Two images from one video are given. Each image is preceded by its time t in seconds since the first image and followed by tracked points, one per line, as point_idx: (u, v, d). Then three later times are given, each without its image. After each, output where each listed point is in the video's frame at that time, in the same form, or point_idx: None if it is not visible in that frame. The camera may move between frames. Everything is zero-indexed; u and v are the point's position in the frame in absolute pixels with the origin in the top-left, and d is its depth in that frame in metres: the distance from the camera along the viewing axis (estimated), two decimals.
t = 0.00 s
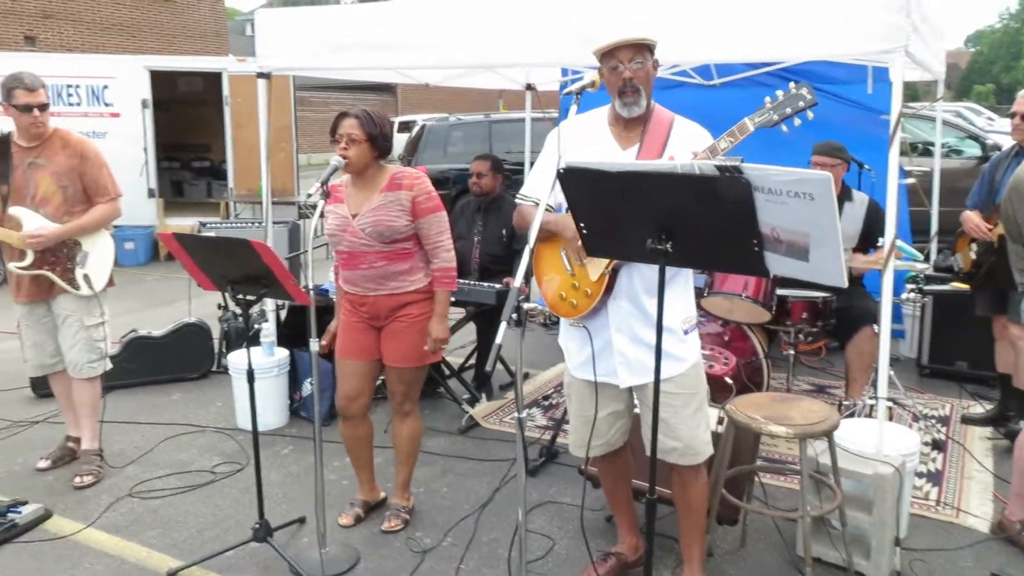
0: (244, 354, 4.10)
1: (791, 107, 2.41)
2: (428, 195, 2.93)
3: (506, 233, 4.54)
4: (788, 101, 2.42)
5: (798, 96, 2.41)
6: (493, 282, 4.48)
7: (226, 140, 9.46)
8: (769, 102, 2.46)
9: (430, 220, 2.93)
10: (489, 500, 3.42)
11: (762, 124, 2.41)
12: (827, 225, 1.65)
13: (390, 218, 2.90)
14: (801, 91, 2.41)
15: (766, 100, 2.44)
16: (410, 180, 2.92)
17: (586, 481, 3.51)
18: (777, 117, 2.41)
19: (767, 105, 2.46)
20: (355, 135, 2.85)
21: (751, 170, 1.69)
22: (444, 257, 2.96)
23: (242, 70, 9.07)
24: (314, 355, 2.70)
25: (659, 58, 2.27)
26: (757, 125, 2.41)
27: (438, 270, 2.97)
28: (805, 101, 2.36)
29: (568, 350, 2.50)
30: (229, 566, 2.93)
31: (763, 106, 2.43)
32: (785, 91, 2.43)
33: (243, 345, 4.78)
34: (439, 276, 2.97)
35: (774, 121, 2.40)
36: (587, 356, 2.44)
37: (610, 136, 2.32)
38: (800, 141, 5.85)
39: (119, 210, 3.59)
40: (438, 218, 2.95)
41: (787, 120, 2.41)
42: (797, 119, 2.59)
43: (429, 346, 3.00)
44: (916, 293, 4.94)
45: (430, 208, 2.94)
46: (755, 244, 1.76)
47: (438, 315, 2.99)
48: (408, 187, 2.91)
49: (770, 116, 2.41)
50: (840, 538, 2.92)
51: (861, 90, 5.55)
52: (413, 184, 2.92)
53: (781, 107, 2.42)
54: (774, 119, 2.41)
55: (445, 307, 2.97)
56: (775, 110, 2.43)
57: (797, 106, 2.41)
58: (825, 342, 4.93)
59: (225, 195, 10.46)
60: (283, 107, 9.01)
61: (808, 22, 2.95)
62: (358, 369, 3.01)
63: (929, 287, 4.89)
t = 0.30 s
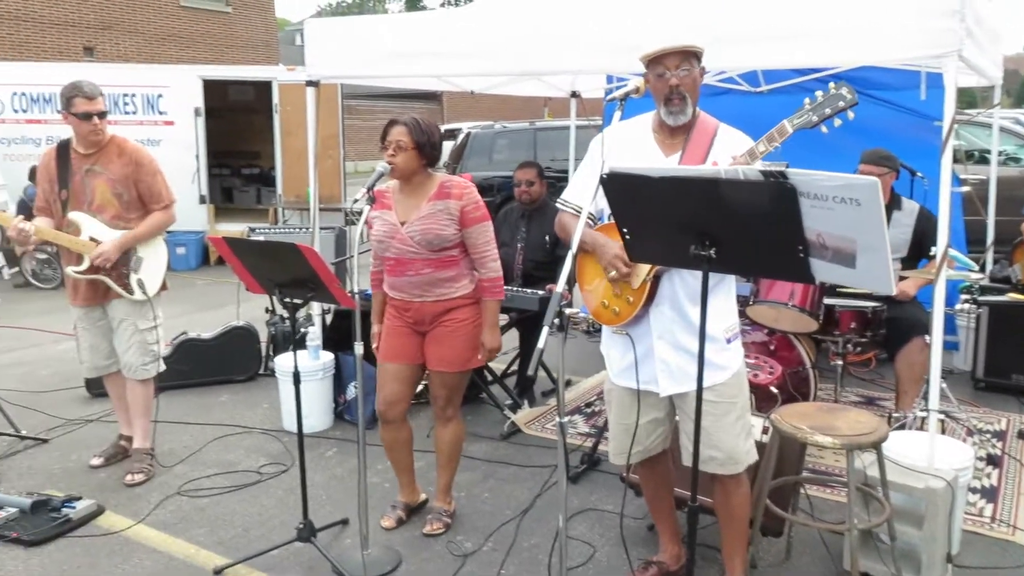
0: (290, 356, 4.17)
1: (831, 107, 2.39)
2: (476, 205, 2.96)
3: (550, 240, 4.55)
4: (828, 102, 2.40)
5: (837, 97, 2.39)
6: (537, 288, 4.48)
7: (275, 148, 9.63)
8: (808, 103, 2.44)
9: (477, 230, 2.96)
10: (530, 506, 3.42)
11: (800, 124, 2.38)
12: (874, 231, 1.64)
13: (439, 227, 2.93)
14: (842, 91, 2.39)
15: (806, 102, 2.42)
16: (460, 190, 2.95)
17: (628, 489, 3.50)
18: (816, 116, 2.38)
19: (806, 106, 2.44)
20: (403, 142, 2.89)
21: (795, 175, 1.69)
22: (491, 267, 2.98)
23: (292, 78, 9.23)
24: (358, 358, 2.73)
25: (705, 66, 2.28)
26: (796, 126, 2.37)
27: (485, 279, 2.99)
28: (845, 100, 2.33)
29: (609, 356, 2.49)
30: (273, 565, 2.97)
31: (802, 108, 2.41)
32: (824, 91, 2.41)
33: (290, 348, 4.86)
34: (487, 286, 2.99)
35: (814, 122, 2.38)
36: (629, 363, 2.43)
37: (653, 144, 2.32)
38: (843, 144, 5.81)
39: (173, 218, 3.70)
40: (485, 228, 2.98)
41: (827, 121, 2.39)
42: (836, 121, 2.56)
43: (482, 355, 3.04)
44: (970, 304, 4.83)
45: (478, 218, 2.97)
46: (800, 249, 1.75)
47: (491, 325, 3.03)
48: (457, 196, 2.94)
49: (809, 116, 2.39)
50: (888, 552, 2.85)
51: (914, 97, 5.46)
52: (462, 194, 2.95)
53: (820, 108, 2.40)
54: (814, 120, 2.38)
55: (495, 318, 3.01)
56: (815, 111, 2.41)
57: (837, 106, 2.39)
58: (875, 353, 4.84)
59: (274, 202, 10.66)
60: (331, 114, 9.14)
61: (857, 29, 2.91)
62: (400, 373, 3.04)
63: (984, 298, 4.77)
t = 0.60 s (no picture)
0: (339, 360, 4.22)
1: (883, 106, 2.36)
2: (523, 215, 2.98)
3: (596, 244, 4.55)
4: (880, 100, 2.37)
5: (891, 95, 2.36)
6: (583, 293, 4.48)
7: (324, 154, 9.78)
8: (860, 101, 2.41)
9: (520, 238, 2.97)
10: (576, 511, 3.41)
11: (851, 124, 2.35)
12: (930, 234, 1.60)
13: (484, 231, 2.95)
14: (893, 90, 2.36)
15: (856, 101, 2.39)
16: (509, 198, 2.96)
17: (675, 496, 3.47)
18: (868, 116, 2.35)
19: (857, 105, 2.41)
20: (452, 145, 2.90)
21: (848, 177, 1.67)
22: (531, 277, 2.98)
23: (340, 86, 9.36)
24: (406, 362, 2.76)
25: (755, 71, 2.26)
26: (846, 126, 2.35)
27: (524, 288, 2.99)
28: (898, 99, 2.30)
29: (658, 361, 2.49)
30: (323, 566, 3.01)
31: (852, 107, 2.38)
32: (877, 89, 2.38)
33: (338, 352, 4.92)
34: (526, 295, 2.99)
35: (865, 121, 2.35)
36: (677, 369, 2.42)
37: (700, 148, 2.31)
38: (893, 142, 5.70)
39: (228, 226, 3.79)
40: (529, 238, 2.98)
41: (879, 119, 2.36)
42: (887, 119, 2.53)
43: (515, 364, 3.03)
44: None
45: (523, 227, 2.98)
46: (853, 252, 1.74)
47: (526, 333, 3.03)
48: (505, 204, 2.96)
49: (860, 115, 2.36)
50: (946, 564, 2.79)
51: (972, 97, 5.34)
52: (510, 202, 2.97)
53: (872, 106, 2.37)
54: (865, 119, 2.35)
55: (530, 327, 3.01)
56: (866, 110, 2.37)
57: (890, 105, 2.36)
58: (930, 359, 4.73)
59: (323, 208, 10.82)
60: (379, 121, 9.25)
61: (912, 29, 2.84)
62: (448, 377, 3.08)
63: None
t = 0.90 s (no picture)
0: (380, 363, 4.26)
1: (929, 108, 2.32)
2: (558, 231, 2.99)
3: (637, 249, 4.53)
4: (926, 103, 2.33)
5: (936, 97, 2.32)
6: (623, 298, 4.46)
7: (366, 160, 9.89)
8: (905, 105, 2.38)
9: (553, 255, 2.98)
10: (616, 516, 3.40)
11: (896, 127, 2.31)
12: (981, 238, 1.56)
13: (517, 245, 2.95)
14: (940, 92, 2.32)
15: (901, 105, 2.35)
16: (546, 213, 2.96)
17: (716, 502, 3.43)
18: (913, 118, 2.32)
19: (902, 108, 2.38)
20: (492, 154, 2.91)
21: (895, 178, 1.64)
22: (560, 293, 3.01)
23: (382, 93, 9.46)
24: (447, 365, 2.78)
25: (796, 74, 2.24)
26: (890, 129, 2.31)
27: (552, 303, 3.01)
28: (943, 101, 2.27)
29: (702, 367, 2.47)
30: (363, 566, 3.04)
31: (897, 111, 2.35)
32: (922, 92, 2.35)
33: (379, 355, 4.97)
34: (553, 310, 3.02)
35: (910, 124, 2.31)
36: (720, 375, 2.41)
37: (741, 151, 2.30)
38: (938, 146, 5.61)
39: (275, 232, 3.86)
40: (561, 254, 2.99)
41: (925, 122, 2.32)
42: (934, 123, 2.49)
43: (534, 376, 3.01)
44: None
45: (557, 243, 2.99)
46: (900, 255, 1.72)
47: (549, 347, 3.03)
48: (542, 219, 2.96)
49: (904, 118, 2.33)
50: None
51: None
52: (547, 218, 2.97)
53: (918, 109, 2.33)
54: (910, 122, 2.32)
55: (554, 340, 3.02)
56: (911, 113, 2.34)
57: (936, 107, 2.32)
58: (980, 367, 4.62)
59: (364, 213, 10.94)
60: (420, 127, 9.32)
61: (961, 30, 2.80)
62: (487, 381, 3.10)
63: None
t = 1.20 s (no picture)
0: (406, 364, 4.28)
1: (962, 108, 2.30)
2: (583, 234, 2.98)
3: (664, 253, 4.51)
4: (958, 103, 2.31)
5: (968, 97, 2.30)
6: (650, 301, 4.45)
7: (394, 163, 9.94)
8: (936, 106, 2.34)
9: (577, 258, 2.97)
10: (641, 520, 3.39)
11: (929, 128, 2.28)
12: (1012, 240, 1.55)
13: (542, 248, 2.96)
14: (972, 91, 2.30)
15: (932, 105, 2.32)
16: (571, 216, 2.96)
17: (743, 507, 3.41)
18: (945, 119, 2.28)
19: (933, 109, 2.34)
20: (518, 156, 2.92)
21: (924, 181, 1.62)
22: (584, 296, 3.01)
23: (410, 96, 9.51)
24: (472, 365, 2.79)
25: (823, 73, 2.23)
26: (923, 130, 2.27)
27: (575, 306, 3.02)
28: (975, 102, 2.25)
29: (727, 368, 2.46)
30: (389, 566, 3.06)
31: (928, 111, 2.31)
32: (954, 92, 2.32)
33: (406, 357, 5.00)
34: (577, 313, 3.03)
35: (943, 124, 2.28)
36: (746, 377, 2.39)
37: (770, 153, 2.28)
38: (977, 151, 5.53)
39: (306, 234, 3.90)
40: (586, 258, 2.98)
41: (958, 122, 2.28)
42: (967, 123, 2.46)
43: (562, 378, 3.02)
44: None
45: (581, 246, 2.98)
46: (930, 258, 1.71)
47: (573, 350, 3.03)
48: (566, 222, 2.96)
49: (937, 119, 2.29)
50: None
51: None
52: (572, 221, 2.96)
53: (950, 109, 2.30)
54: (943, 123, 2.28)
55: (579, 344, 3.01)
56: (943, 113, 2.30)
57: (968, 108, 2.30)
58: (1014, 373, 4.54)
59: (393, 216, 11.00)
60: (448, 130, 9.35)
61: (996, 32, 2.75)
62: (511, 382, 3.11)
63: None
